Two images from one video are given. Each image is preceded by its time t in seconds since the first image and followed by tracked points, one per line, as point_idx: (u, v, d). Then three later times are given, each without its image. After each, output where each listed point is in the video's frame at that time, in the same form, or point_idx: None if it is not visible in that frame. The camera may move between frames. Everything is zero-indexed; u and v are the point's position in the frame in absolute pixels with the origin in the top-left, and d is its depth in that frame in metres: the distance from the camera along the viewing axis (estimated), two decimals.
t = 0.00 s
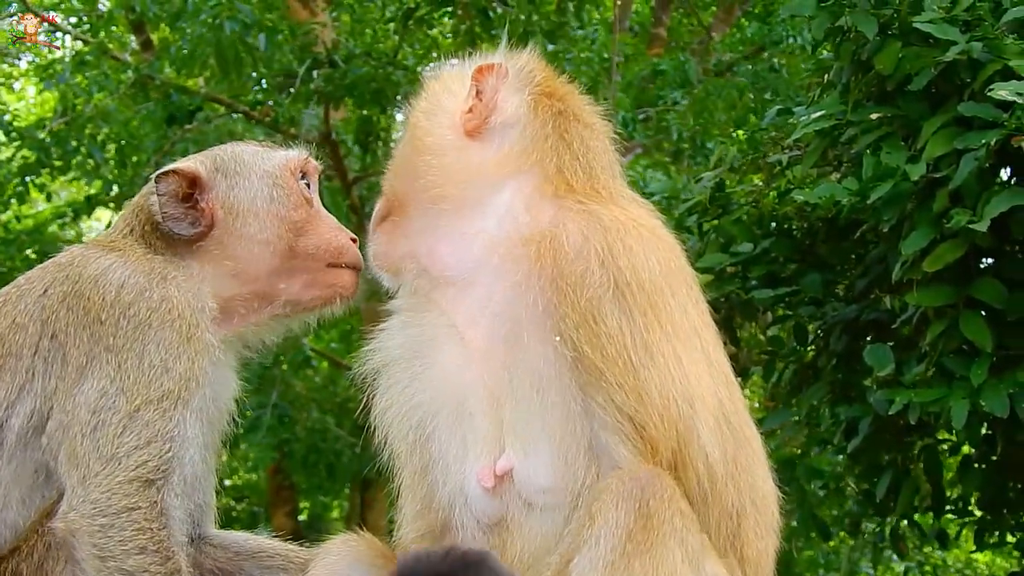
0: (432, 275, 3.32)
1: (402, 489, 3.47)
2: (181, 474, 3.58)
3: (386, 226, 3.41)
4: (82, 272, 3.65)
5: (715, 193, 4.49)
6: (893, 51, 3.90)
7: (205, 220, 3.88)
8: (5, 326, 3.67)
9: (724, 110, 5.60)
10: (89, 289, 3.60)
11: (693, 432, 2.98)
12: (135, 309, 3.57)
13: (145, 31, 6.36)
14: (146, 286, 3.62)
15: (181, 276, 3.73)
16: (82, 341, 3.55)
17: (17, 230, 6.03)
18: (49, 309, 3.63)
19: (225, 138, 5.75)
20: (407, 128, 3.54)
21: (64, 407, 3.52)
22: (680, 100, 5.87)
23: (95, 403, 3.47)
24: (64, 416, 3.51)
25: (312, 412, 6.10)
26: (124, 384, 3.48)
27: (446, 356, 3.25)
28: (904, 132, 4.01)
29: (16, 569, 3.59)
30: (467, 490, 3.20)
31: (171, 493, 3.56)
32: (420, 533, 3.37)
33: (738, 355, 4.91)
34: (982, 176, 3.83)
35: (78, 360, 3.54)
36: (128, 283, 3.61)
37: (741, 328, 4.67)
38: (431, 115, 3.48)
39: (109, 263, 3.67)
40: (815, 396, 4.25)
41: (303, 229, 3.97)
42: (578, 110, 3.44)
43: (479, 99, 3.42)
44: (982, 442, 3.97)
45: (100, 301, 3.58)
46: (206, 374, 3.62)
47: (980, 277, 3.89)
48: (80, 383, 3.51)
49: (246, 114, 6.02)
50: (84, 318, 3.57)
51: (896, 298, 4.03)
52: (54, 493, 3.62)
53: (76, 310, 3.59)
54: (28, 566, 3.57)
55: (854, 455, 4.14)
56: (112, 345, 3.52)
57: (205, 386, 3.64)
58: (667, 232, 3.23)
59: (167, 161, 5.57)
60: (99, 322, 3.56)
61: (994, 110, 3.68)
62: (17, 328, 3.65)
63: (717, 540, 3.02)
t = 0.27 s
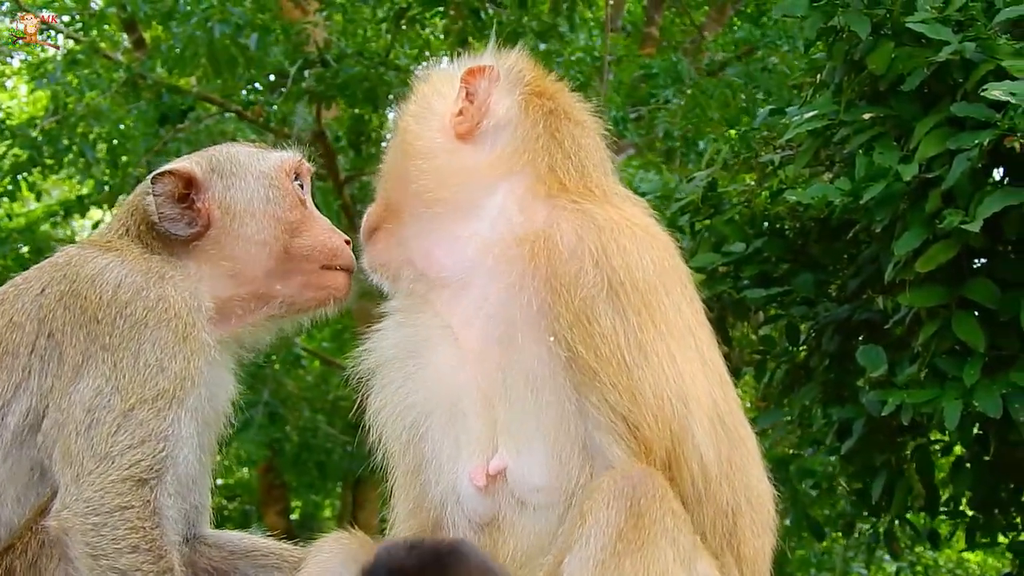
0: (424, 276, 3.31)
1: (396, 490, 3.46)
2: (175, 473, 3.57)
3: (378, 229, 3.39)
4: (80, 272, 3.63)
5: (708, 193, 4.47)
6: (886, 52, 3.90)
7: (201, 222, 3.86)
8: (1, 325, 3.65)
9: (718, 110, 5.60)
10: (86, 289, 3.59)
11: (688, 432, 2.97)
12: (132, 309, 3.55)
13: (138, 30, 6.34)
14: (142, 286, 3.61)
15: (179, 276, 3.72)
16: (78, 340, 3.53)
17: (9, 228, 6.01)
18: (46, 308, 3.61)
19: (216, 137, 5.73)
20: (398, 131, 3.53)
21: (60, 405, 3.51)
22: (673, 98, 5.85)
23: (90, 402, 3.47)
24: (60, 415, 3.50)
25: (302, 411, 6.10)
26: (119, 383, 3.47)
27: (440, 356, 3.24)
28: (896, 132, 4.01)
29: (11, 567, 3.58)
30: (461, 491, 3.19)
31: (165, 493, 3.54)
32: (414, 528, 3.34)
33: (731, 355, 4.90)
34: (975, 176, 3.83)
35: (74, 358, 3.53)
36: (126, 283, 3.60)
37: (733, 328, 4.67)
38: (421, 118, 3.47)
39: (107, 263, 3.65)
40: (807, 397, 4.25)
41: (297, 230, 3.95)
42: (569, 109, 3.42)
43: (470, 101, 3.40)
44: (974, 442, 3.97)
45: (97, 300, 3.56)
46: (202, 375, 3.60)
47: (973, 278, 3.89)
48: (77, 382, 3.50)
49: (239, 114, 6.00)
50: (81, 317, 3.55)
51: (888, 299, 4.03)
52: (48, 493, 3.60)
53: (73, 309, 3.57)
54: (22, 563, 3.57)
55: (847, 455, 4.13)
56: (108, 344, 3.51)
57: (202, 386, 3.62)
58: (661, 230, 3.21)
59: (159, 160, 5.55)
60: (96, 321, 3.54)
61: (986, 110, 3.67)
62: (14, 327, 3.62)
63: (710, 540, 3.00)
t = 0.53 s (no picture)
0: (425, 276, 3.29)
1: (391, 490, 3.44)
2: (174, 473, 3.56)
3: (379, 227, 3.33)
4: (79, 271, 3.63)
5: (704, 192, 4.46)
6: (882, 51, 3.90)
7: (191, 226, 3.86)
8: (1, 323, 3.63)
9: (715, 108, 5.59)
10: (85, 289, 3.58)
11: (690, 438, 3.00)
12: (132, 309, 3.54)
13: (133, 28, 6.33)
14: (142, 286, 3.60)
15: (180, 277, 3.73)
16: (78, 340, 3.53)
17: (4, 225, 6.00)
18: (45, 308, 3.60)
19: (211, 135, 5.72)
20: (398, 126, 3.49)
21: (59, 404, 3.50)
22: (668, 95, 5.82)
23: (89, 401, 3.46)
24: (58, 414, 3.49)
25: (297, 410, 6.10)
26: (119, 382, 3.47)
27: (444, 356, 3.23)
28: (892, 131, 4.01)
29: (8, 564, 3.58)
30: (461, 492, 3.17)
31: (164, 492, 3.53)
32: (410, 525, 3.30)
33: (726, 355, 4.90)
34: (970, 176, 3.83)
35: (74, 357, 3.52)
36: (126, 283, 3.60)
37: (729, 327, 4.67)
38: (426, 114, 3.42)
39: (106, 264, 3.65)
40: (803, 396, 4.25)
41: (286, 228, 3.94)
42: (574, 108, 3.42)
43: (479, 99, 3.39)
44: (970, 442, 3.98)
45: (97, 300, 3.56)
46: (202, 375, 3.60)
47: (968, 277, 3.90)
48: (76, 381, 3.49)
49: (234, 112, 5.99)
50: (81, 317, 3.55)
51: (884, 299, 4.03)
52: (46, 492, 3.58)
53: (73, 309, 3.57)
54: (19, 561, 3.57)
55: (842, 455, 4.14)
56: (108, 344, 3.50)
57: (202, 386, 3.62)
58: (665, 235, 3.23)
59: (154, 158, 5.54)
60: (95, 321, 3.53)
61: (982, 110, 3.68)
62: (13, 326, 3.61)
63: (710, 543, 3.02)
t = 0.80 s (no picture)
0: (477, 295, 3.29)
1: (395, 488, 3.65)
2: (175, 471, 3.56)
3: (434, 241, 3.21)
4: (76, 274, 3.67)
5: (701, 188, 4.45)
6: (880, 46, 3.90)
7: (169, 232, 3.79)
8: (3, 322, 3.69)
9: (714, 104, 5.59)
10: (83, 292, 3.61)
11: (693, 453, 3.12)
12: (130, 311, 3.56)
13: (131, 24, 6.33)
14: (138, 288, 3.61)
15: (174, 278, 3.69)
16: (78, 342, 3.56)
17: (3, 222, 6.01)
18: (44, 308, 3.65)
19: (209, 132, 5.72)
20: (432, 124, 3.33)
21: (60, 405, 3.53)
22: (666, 91, 5.73)
23: (90, 401, 3.48)
24: (60, 415, 3.52)
25: (295, 406, 6.11)
26: (119, 383, 3.49)
27: (450, 365, 3.41)
28: (890, 127, 4.00)
29: (12, 559, 3.57)
30: (459, 490, 3.36)
31: (165, 490, 3.54)
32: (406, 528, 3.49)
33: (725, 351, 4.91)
34: (968, 171, 3.84)
35: (74, 359, 3.55)
36: (121, 285, 3.61)
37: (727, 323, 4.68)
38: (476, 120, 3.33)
39: (100, 264, 3.67)
40: (801, 391, 4.27)
41: (259, 229, 3.77)
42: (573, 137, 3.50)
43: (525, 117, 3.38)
44: (967, 437, 3.99)
45: (95, 302, 3.59)
46: (204, 376, 3.61)
47: (965, 273, 3.91)
48: (76, 382, 3.52)
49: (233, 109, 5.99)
50: (79, 319, 3.58)
51: (881, 294, 4.04)
52: (48, 491, 3.61)
53: (72, 312, 3.60)
54: (23, 556, 3.55)
55: (840, 449, 4.15)
56: (107, 346, 3.52)
57: (202, 387, 3.62)
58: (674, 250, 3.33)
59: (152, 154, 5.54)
60: (94, 323, 3.56)
61: (979, 105, 3.70)
62: (14, 326, 3.67)
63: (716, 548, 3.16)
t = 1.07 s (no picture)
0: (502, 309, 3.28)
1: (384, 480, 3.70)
2: (176, 465, 3.56)
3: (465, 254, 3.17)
4: (65, 277, 3.67)
5: (701, 182, 4.47)
6: (880, 40, 3.89)
7: (151, 225, 3.75)
8: None
9: (712, 99, 5.60)
10: (72, 295, 3.63)
11: (691, 462, 3.23)
12: (120, 315, 3.56)
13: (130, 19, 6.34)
14: (125, 292, 3.59)
15: (158, 279, 3.64)
16: (71, 344, 3.58)
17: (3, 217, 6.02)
18: (37, 307, 3.65)
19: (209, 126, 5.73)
20: (460, 134, 3.24)
21: (55, 405, 3.55)
22: (667, 89, 5.86)
23: (86, 400, 3.49)
24: (55, 415, 3.54)
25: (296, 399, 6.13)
26: (114, 382, 3.49)
27: (448, 367, 3.43)
28: (890, 121, 4.00)
29: (16, 550, 3.59)
30: (456, 487, 3.42)
31: (166, 483, 3.54)
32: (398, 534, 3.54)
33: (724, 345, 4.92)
34: (969, 165, 3.84)
35: (67, 361, 3.57)
36: (106, 287, 3.61)
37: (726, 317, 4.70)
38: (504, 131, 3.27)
39: (88, 266, 3.67)
40: (801, 385, 4.29)
41: (235, 251, 3.72)
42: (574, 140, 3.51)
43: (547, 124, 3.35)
44: (968, 430, 4.00)
45: (84, 305, 3.60)
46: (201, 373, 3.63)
47: (966, 267, 3.91)
48: (71, 383, 3.54)
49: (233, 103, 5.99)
50: (70, 322, 3.60)
51: (881, 286, 4.05)
52: (50, 488, 3.66)
53: (61, 315, 3.62)
54: (26, 547, 3.58)
55: (839, 442, 4.16)
56: (100, 348, 3.54)
57: (200, 385, 3.63)
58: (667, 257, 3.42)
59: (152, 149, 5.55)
60: (84, 327, 3.58)
61: (980, 99, 3.68)
62: (9, 324, 3.68)
63: (716, 545, 3.31)
